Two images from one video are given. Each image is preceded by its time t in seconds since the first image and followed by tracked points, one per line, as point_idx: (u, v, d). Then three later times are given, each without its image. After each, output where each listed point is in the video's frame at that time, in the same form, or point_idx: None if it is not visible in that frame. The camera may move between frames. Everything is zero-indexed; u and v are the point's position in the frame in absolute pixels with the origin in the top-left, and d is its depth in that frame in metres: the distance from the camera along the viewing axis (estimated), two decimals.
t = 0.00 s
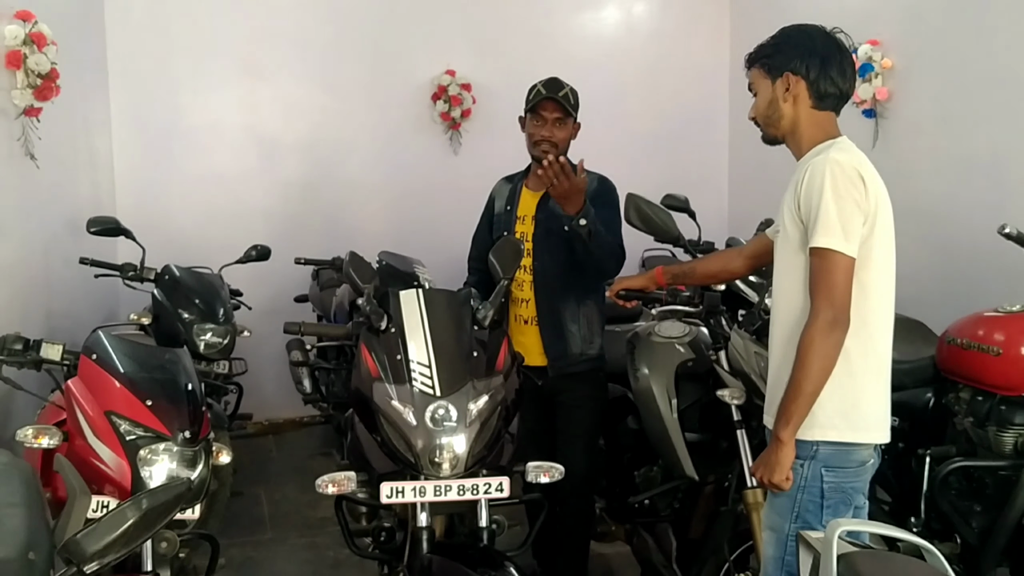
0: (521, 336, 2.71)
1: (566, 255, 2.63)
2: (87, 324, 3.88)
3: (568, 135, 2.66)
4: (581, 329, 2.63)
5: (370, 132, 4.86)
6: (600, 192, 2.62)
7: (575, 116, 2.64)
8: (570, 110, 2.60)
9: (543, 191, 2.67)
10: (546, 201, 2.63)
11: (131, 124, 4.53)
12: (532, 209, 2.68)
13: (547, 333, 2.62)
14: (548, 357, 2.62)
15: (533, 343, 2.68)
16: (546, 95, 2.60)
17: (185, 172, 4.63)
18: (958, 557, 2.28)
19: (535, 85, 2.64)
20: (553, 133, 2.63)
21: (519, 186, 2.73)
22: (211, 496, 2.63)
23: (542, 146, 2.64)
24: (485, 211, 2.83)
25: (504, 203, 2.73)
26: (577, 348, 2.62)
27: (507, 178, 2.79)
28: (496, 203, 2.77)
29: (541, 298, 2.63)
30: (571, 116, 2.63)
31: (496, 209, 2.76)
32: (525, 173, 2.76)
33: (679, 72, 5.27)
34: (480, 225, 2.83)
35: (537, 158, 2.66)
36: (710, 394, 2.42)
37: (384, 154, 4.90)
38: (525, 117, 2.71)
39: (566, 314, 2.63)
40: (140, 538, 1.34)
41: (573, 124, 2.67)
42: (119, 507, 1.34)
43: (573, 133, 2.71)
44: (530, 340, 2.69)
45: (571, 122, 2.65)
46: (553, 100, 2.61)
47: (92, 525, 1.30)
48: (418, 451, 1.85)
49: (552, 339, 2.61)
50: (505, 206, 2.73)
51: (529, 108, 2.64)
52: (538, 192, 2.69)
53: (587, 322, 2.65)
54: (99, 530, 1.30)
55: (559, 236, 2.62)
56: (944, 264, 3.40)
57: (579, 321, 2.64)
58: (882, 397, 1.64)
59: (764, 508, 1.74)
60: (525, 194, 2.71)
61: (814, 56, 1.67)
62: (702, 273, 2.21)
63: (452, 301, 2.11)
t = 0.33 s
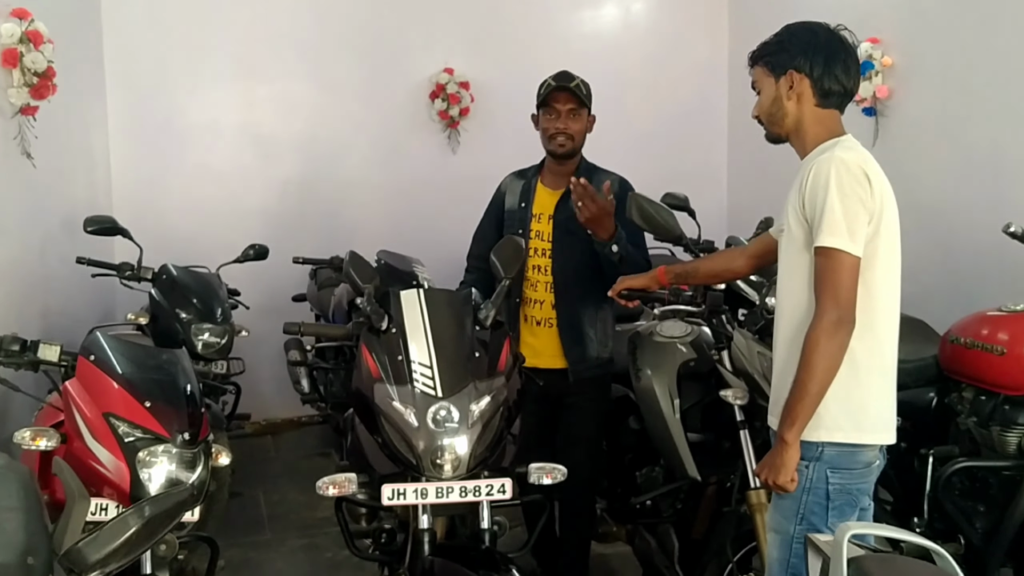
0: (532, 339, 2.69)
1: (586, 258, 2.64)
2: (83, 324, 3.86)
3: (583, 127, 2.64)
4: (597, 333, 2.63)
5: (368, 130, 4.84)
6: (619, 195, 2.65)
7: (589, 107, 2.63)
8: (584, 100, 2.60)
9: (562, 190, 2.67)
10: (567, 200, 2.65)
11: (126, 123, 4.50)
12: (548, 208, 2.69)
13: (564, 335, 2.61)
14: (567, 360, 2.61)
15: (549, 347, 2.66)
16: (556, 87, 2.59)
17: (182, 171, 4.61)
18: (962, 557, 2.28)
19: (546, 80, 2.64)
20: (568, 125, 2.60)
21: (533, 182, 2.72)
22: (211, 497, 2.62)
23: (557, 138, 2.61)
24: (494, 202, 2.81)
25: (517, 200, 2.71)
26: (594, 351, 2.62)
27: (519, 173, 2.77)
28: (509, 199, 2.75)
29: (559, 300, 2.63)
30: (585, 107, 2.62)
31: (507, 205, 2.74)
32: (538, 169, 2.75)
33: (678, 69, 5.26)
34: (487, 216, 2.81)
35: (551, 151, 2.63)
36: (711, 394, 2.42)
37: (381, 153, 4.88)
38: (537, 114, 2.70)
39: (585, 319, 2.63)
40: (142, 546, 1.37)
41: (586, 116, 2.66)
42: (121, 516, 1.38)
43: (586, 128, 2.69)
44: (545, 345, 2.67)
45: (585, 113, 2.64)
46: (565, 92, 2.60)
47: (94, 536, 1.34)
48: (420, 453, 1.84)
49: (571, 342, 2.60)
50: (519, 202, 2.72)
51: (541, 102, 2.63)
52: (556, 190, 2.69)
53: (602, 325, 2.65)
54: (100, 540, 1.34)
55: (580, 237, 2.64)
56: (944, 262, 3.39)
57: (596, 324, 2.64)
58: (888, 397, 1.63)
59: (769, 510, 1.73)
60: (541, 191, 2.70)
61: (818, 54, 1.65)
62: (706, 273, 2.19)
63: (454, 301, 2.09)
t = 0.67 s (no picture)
0: (549, 344, 2.68)
1: (606, 262, 2.66)
2: (80, 323, 3.83)
3: (595, 125, 2.64)
4: (618, 333, 2.64)
5: (365, 127, 4.81)
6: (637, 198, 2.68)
7: (600, 105, 2.64)
8: (596, 97, 2.61)
9: (579, 191, 2.67)
10: (586, 203, 2.64)
11: (123, 119, 4.46)
12: (566, 210, 2.67)
13: (591, 338, 2.63)
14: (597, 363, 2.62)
15: (571, 351, 2.67)
16: (567, 84, 2.59)
17: (179, 168, 4.57)
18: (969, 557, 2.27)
19: (557, 78, 2.64)
20: (581, 123, 2.60)
21: (546, 182, 2.68)
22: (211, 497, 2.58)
23: (570, 136, 2.60)
24: (499, 196, 2.75)
25: (531, 201, 2.67)
26: (616, 353, 2.63)
27: (527, 174, 2.72)
28: (519, 199, 2.69)
29: (584, 303, 2.63)
30: (597, 104, 2.62)
31: (518, 206, 2.69)
32: (549, 168, 2.72)
33: (677, 67, 5.24)
34: (490, 210, 2.75)
35: (564, 149, 2.61)
36: (716, 394, 2.39)
37: (379, 150, 4.85)
38: (548, 114, 2.69)
39: (606, 322, 2.64)
40: (154, 557, 1.30)
41: (598, 114, 2.66)
42: (132, 527, 1.31)
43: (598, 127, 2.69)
44: (566, 349, 2.67)
45: (596, 111, 2.65)
46: (577, 89, 2.60)
47: (69, 528, 1.38)
48: (425, 454, 1.82)
49: (598, 345, 2.62)
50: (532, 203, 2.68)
51: (553, 100, 2.63)
52: (572, 192, 2.68)
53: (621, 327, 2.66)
54: (111, 551, 1.27)
55: (602, 240, 2.64)
56: (945, 261, 3.38)
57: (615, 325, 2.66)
58: (900, 398, 1.61)
59: (779, 513, 1.71)
60: (555, 192, 2.68)
61: (828, 50, 1.63)
62: (712, 272, 2.17)
63: (458, 301, 2.07)
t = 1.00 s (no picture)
0: (557, 346, 2.67)
1: (615, 262, 2.67)
2: (77, 322, 3.81)
3: (603, 127, 2.61)
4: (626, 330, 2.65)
5: (362, 126, 4.80)
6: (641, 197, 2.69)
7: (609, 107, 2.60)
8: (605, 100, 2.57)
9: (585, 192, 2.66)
10: (594, 205, 2.64)
11: (118, 118, 4.44)
12: (573, 211, 2.66)
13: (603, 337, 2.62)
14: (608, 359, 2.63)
15: (581, 353, 2.66)
16: (577, 86, 2.56)
17: (175, 167, 4.55)
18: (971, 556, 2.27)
19: (565, 79, 2.59)
20: (590, 127, 2.57)
21: (552, 183, 2.66)
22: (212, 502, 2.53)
23: (579, 140, 2.57)
24: (500, 196, 2.72)
25: (537, 204, 2.65)
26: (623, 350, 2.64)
27: (530, 175, 2.69)
28: (525, 202, 2.67)
29: (596, 304, 2.64)
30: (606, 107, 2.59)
31: (523, 209, 2.67)
32: (552, 168, 2.69)
33: (673, 66, 5.24)
34: (490, 210, 2.71)
35: (572, 153, 2.58)
36: (719, 394, 2.39)
37: (376, 149, 4.84)
38: (553, 113, 2.64)
39: (616, 321, 2.65)
40: (173, 568, 1.29)
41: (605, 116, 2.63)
42: (148, 538, 1.29)
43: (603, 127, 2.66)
44: (574, 350, 2.66)
45: (604, 113, 2.61)
46: (587, 92, 2.56)
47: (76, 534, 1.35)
48: (430, 455, 1.81)
49: (609, 344, 2.62)
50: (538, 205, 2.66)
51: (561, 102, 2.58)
52: (578, 192, 2.67)
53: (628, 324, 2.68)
54: (133, 560, 1.24)
55: (610, 241, 2.65)
56: (943, 260, 3.39)
57: (622, 324, 2.66)
58: (908, 398, 1.61)
59: (787, 513, 1.71)
60: (561, 193, 2.67)
61: (837, 49, 1.63)
62: (719, 272, 2.17)
63: (463, 301, 2.06)
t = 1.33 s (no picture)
0: (555, 347, 2.64)
1: (612, 262, 2.64)
2: (67, 323, 3.76)
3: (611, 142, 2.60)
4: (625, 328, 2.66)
5: (355, 124, 4.76)
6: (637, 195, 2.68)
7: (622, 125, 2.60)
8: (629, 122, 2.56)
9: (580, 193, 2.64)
10: (590, 205, 2.61)
11: (109, 115, 4.38)
12: (568, 211, 2.64)
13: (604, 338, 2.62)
14: (611, 360, 2.64)
15: (579, 355, 2.63)
16: (607, 100, 2.54)
17: (166, 165, 4.50)
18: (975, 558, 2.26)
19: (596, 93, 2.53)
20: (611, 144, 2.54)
21: (546, 183, 2.63)
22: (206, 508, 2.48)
23: (599, 155, 2.53)
24: (492, 195, 2.67)
25: (532, 204, 2.62)
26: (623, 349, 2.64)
27: (524, 174, 2.66)
28: (518, 202, 2.63)
29: (596, 304, 2.63)
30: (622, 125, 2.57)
31: (518, 209, 2.63)
32: (547, 168, 2.65)
33: (667, 65, 5.22)
34: (481, 210, 2.67)
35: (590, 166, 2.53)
36: (722, 395, 2.36)
37: (370, 147, 4.80)
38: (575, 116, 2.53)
39: (614, 321, 2.64)
40: None
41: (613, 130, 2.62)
42: (157, 553, 1.20)
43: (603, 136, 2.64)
44: (572, 352, 2.63)
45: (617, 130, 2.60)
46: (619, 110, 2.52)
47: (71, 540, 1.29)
48: (431, 458, 1.78)
49: (610, 344, 2.62)
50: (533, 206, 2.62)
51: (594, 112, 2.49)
52: (573, 193, 2.64)
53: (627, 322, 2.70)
54: None
55: (608, 241, 2.62)
56: (940, 260, 3.38)
57: (620, 323, 2.66)
58: (918, 400, 1.59)
59: (795, 516, 1.69)
60: (556, 193, 2.64)
61: (846, 46, 1.61)
62: (722, 271, 2.15)
63: (463, 301, 2.03)
